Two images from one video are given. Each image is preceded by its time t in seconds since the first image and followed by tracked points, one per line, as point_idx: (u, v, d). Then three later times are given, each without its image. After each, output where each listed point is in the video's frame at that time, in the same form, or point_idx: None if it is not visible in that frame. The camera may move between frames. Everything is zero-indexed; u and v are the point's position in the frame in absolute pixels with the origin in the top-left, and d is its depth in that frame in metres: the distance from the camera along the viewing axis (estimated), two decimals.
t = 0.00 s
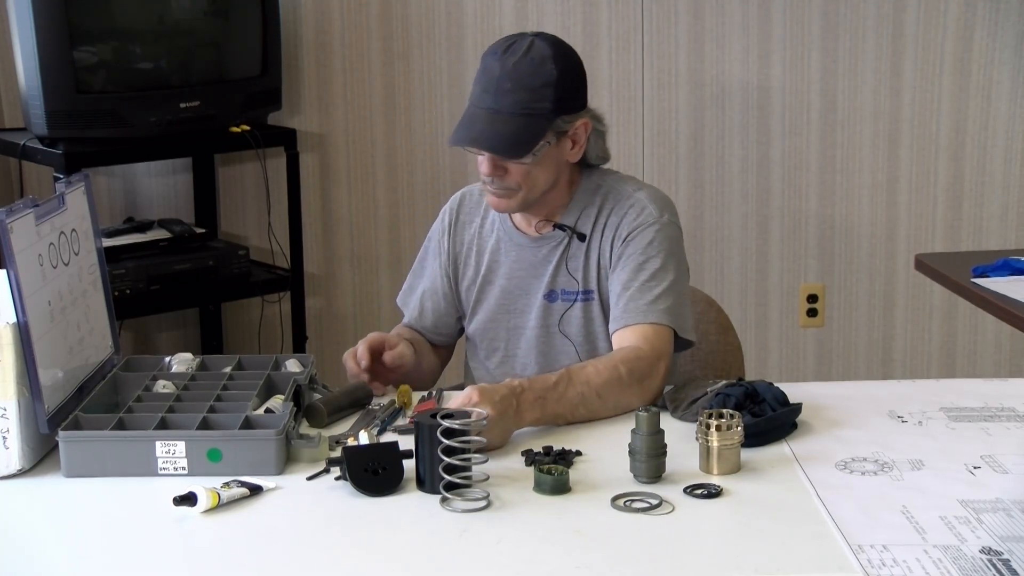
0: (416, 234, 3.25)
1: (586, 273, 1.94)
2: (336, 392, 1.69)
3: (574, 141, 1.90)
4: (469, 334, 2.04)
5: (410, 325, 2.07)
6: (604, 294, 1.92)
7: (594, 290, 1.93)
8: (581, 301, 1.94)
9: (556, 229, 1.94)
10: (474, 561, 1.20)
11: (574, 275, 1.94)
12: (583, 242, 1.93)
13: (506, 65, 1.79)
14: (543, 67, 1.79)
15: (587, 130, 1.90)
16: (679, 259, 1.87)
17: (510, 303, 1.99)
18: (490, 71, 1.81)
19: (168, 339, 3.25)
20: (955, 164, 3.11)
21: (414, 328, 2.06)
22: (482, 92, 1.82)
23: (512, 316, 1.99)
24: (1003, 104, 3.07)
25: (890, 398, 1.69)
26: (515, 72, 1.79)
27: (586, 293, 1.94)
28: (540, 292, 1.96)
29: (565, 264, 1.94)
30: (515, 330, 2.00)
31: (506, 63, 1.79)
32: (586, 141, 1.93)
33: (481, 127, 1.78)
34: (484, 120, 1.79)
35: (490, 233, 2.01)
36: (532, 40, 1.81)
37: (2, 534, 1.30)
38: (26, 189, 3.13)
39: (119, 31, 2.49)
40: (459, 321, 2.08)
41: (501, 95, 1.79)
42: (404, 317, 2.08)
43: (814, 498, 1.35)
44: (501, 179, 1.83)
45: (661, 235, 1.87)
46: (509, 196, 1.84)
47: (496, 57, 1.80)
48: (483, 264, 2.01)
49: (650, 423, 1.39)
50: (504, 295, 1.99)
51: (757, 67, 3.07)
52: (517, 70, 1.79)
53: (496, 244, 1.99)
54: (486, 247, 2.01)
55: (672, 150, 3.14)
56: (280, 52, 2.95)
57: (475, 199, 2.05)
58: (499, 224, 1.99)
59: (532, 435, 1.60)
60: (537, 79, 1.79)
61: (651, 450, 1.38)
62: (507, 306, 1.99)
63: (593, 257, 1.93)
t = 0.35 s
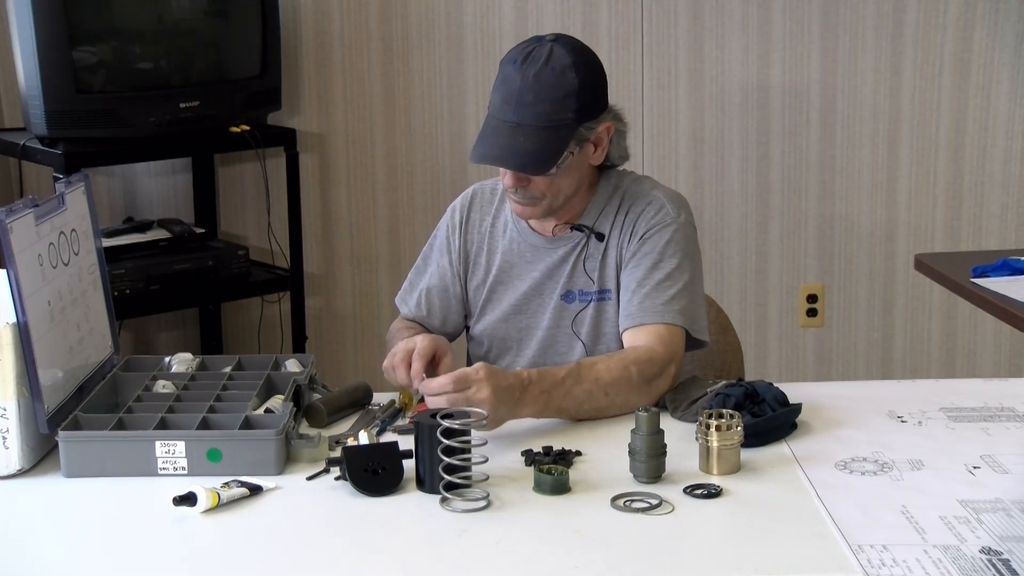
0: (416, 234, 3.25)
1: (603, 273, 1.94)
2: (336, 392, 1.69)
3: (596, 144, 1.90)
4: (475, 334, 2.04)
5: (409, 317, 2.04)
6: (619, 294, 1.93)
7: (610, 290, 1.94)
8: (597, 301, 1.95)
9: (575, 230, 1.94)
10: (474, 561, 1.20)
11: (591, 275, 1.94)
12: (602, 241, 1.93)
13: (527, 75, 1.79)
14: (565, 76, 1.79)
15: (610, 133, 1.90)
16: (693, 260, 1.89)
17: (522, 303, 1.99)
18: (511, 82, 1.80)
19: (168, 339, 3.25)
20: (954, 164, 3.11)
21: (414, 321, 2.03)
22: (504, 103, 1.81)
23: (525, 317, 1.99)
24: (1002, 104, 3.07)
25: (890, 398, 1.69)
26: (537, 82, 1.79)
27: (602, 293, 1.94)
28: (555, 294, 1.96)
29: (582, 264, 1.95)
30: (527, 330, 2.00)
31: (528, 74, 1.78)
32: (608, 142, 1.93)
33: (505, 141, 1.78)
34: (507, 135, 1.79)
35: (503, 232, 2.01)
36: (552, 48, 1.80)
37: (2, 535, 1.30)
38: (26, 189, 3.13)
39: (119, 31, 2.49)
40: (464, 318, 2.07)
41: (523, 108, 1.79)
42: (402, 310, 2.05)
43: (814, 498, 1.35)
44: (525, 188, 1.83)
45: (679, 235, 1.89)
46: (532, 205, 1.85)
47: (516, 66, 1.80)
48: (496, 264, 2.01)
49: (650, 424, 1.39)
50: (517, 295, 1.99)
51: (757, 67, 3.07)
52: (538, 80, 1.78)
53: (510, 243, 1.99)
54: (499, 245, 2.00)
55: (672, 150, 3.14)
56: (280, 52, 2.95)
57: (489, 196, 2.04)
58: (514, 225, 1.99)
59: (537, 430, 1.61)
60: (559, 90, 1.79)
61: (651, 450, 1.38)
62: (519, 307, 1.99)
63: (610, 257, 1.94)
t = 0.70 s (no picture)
0: (416, 234, 3.25)
1: (604, 274, 1.94)
2: (336, 392, 1.69)
3: (596, 140, 1.90)
4: (475, 332, 2.03)
5: (404, 311, 2.03)
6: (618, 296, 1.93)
7: (611, 292, 1.94)
8: (598, 302, 1.94)
9: (576, 231, 1.94)
10: (474, 561, 1.20)
11: (593, 277, 1.94)
12: (603, 243, 1.93)
13: (524, 71, 1.79)
14: (563, 72, 1.79)
15: (609, 130, 1.91)
16: (693, 265, 1.89)
17: (523, 302, 1.99)
18: (509, 78, 1.80)
19: (168, 339, 3.25)
20: (955, 164, 3.11)
21: (409, 314, 2.02)
22: (502, 101, 1.81)
23: (527, 317, 1.99)
24: (1002, 104, 3.07)
25: (890, 398, 1.69)
26: (534, 79, 1.79)
27: (602, 295, 1.94)
28: (557, 294, 1.96)
29: (583, 266, 1.95)
30: (529, 331, 2.00)
31: (525, 70, 1.79)
32: (609, 140, 1.93)
33: (506, 138, 1.78)
34: (506, 131, 1.79)
35: (505, 229, 2.01)
36: (549, 44, 1.80)
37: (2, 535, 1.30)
38: (27, 189, 3.13)
39: (119, 31, 2.49)
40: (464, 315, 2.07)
41: (521, 104, 1.79)
42: (399, 303, 2.05)
43: (814, 498, 1.35)
44: (525, 186, 1.83)
45: (679, 239, 1.89)
46: (534, 202, 1.85)
47: (514, 63, 1.80)
48: (499, 262, 2.01)
49: (650, 423, 1.39)
50: (519, 294, 1.99)
51: (757, 67, 3.07)
52: (535, 76, 1.78)
53: (513, 241, 1.99)
54: (502, 244, 2.00)
55: (672, 150, 3.14)
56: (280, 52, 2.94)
57: (492, 193, 2.04)
58: (516, 225, 1.99)
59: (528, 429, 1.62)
60: (557, 86, 1.79)
61: (651, 450, 1.38)
62: (521, 306, 1.99)
63: (611, 258, 1.93)
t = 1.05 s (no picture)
0: (416, 234, 3.25)
1: (604, 273, 1.94)
2: (336, 393, 1.69)
3: (599, 141, 1.90)
4: (475, 331, 2.03)
5: (401, 308, 2.03)
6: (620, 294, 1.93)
7: (612, 290, 1.94)
8: (599, 301, 1.95)
9: (577, 231, 1.94)
10: (474, 561, 1.20)
11: (593, 276, 1.94)
12: (604, 242, 1.94)
13: (528, 72, 1.79)
14: (566, 72, 1.79)
15: (613, 130, 1.90)
16: (694, 261, 1.89)
17: (524, 302, 1.99)
18: (512, 79, 1.80)
19: (168, 339, 3.25)
20: (954, 164, 3.11)
21: (406, 310, 2.02)
22: (505, 101, 1.81)
23: (528, 316, 1.99)
24: (1002, 104, 3.07)
25: (890, 398, 1.69)
26: (538, 80, 1.78)
27: (603, 294, 1.94)
28: (559, 294, 1.96)
29: (585, 265, 1.95)
30: (530, 330, 2.00)
31: (528, 71, 1.78)
32: (611, 140, 1.93)
33: (506, 139, 1.78)
34: (508, 132, 1.79)
35: (506, 228, 2.00)
36: (553, 44, 1.79)
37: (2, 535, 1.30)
38: (26, 189, 3.13)
39: (118, 31, 2.49)
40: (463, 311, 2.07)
41: (524, 104, 1.79)
42: (397, 299, 2.05)
43: (813, 498, 1.35)
44: (530, 187, 1.83)
45: (679, 234, 1.89)
46: (538, 203, 1.85)
47: (518, 63, 1.80)
48: (500, 261, 2.00)
49: (649, 423, 1.39)
50: (520, 294, 1.99)
51: (757, 67, 3.07)
52: (538, 77, 1.78)
53: (514, 241, 1.99)
54: (503, 243, 2.00)
55: (672, 150, 3.14)
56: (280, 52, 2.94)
57: (493, 191, 2.03)
58: (518, 225, 1.99)
59: (529, 429, 1.62)
60: (562, 86, 1.79)
61: (650, 449, 1.38)
62: (522, 306, 1.99)
63: (613, 257, 1.93)
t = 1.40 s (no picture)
0: (416, 234, 3.25)
1: (606, 274, 1.94)
2: (336, 393, 1.69)
3: (599, 140, 1.89)
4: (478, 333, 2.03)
5: (406, 313, 2.04)
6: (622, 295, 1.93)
7: (613, 292, 1.94)
8: (600, 302, 1.95)
9: (578, 232, 1.94)
10: (474, 561, 1.20)
11: (594, 277, 1.94)
12: (606, 243, 1.94)
13: (527, 72, 1.79)
14: (566, 71, 1.79)
15: (613, 129, 1.90)
16: (695, 262, 1.90)
17: (526, 304, 1.99)
18: (512, 79, 1.80)
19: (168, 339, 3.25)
20: (954, 165, 3.11)
21: (411, 315, 2.02)
22: (505, 101, 1.81)
23: (530, 318, 1.99)
24: (1002, 104, 3.07)
25: (890, 398, 1.69)
26: (537, 79, 1.78)
27: (605, 295, 1.94)
28: (561, 295, 1.96)
29: (586, 266, 1.95)
30: (532, 331, 2.00)
31: (527, 70, 1.79)
32: (612, 139, 1.92)
33: (506, 139, 1.78)
34: (508, 131, 1.79)
35: (508, 229, 2.00)
36: (552, 43, 1.80)
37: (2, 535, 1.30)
38: (26, 189, 3.13)
39: (118, 31, 2.49)
40: (467, 315, 2.07)
41: (525, 104, 1.79)
42: (401, 304, 2.05)
43: (814, 498, 1.35)
44: (530, 187, 1.83)
45: (681, 236, 1.89)
46: (539, 203, 1.85)
47: (517, 63, 1.80)
48: (502, 263, 2.00)
49: (650, 423, 1.38)
50: (523, 296, 1.99)
51: (757, 66, 3.07)
52: (538, 76, 1.78)
53: (516, 242, 1.99)
54: (506, 244, 2.00)
55: (672, 150, 3.14)
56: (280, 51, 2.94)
57: (495, 192, 2.03)
58: (521, 226, 1.99)
59: (530, 429, 1.62)
60: (562, 85, 1.79)
61: (651, 449, 1.38)
62: (525, 307, 1.99)
63: (615, 258, 1.93)
